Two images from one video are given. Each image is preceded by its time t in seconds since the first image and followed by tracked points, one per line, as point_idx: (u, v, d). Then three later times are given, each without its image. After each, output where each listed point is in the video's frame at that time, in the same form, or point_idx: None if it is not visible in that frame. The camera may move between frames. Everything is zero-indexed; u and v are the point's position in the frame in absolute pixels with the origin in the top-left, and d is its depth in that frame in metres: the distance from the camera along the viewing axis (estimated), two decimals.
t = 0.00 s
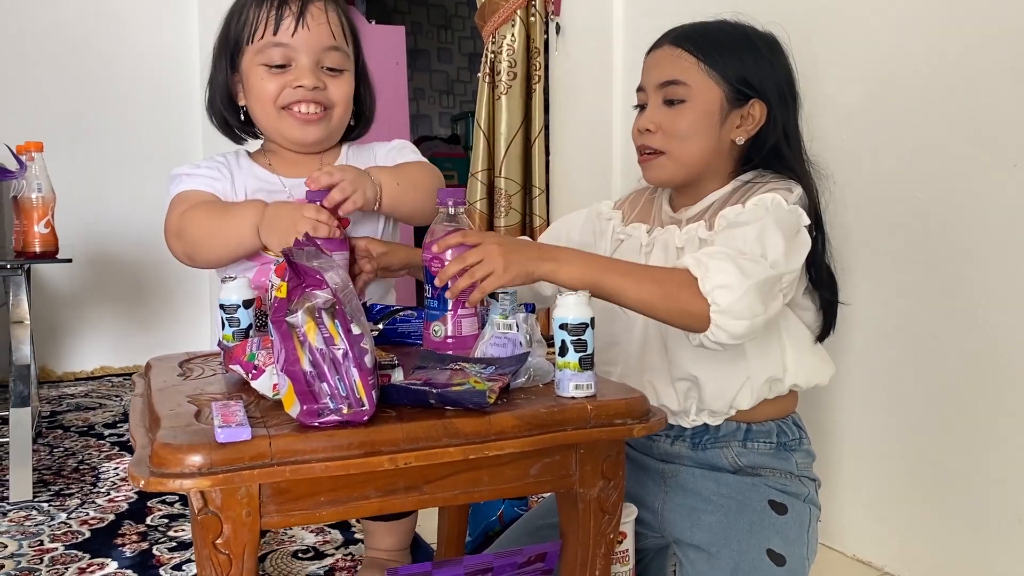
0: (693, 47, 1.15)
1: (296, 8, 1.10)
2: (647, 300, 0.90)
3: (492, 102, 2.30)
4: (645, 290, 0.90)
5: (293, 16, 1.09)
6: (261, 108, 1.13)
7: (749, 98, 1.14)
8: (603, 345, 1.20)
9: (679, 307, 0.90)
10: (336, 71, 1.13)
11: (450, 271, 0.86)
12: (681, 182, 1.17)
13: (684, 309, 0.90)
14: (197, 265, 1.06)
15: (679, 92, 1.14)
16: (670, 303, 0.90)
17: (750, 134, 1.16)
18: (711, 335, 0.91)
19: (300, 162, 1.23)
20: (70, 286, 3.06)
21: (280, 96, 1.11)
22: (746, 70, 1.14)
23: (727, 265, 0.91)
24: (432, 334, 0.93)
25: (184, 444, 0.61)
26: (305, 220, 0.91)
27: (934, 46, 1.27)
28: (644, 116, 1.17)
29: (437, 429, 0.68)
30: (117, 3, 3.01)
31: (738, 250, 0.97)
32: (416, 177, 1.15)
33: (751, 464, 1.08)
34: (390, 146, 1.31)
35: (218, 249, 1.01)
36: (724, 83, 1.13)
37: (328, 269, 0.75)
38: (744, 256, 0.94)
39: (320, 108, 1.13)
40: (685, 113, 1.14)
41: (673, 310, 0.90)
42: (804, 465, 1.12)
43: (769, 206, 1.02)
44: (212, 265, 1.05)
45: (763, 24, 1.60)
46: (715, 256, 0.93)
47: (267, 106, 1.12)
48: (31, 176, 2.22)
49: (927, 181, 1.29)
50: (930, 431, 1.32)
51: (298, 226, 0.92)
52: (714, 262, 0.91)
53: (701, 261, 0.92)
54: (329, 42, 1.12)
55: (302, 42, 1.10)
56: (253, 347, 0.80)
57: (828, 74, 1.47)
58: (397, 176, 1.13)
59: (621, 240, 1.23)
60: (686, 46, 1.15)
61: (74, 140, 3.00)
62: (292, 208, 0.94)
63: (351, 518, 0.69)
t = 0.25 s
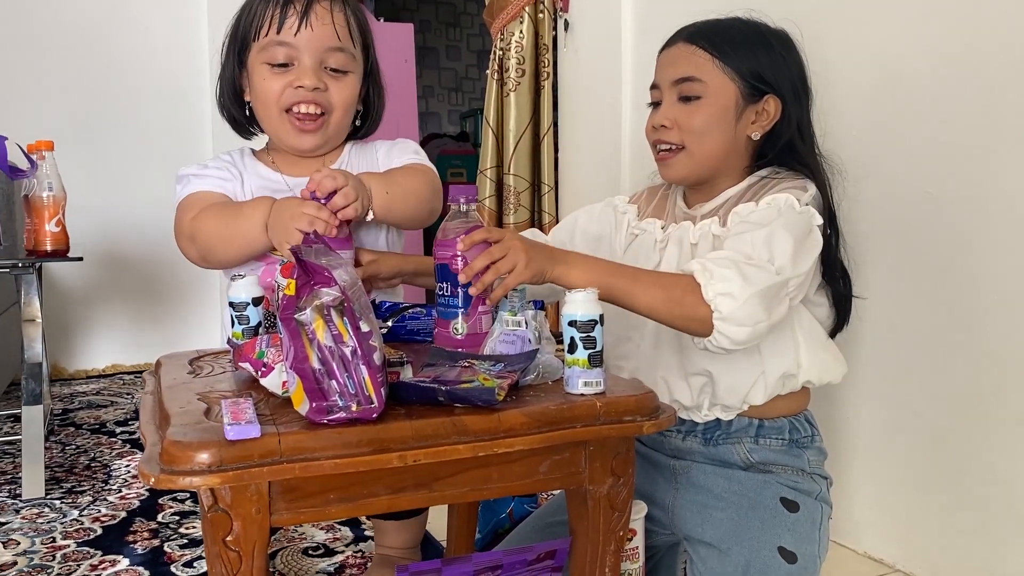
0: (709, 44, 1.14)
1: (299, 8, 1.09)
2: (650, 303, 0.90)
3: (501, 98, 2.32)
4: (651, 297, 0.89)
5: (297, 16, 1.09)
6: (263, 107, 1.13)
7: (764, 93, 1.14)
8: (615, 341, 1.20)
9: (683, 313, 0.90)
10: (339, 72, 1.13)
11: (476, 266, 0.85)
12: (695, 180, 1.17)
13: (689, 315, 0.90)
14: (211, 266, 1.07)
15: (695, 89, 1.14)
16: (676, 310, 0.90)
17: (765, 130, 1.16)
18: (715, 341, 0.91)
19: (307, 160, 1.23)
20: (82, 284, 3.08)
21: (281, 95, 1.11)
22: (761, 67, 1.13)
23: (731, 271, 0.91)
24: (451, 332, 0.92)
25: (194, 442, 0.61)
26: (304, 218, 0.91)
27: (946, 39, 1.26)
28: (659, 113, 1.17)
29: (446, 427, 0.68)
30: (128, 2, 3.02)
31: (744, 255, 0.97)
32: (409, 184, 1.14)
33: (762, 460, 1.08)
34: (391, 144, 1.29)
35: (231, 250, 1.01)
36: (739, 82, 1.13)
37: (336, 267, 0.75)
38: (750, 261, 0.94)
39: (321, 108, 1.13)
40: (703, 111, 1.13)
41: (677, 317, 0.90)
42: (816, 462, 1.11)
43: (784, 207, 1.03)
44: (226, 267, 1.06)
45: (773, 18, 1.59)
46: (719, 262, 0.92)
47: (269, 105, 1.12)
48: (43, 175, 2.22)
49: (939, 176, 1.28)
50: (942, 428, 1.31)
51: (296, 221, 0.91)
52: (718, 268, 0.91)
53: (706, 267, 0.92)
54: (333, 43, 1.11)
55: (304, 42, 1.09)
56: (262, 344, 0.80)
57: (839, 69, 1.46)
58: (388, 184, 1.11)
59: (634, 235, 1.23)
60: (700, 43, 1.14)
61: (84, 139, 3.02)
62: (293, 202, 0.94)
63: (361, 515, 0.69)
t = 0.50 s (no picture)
0: (731, 41, 1.14)
1: (298, 4, 1.10)
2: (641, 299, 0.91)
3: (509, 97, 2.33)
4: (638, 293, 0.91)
5: (297, 12, 1.10)
6: (269, 106, 1.13)
7: (784, 93, 1.14)
8: (625, 337, 1.21)
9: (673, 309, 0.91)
10: (343, 67, 1.13)
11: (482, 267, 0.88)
12: (715, 177, 1.16)
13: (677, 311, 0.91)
14: (223, 269, 1.07)
15: (718, 86, 1.13)
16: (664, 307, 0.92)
17: (783, 130, 1.15)
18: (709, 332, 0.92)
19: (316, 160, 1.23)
20: (93, 283, 3.10)
21: (287, 93, 1.11)
22: (781, 67, 1.14)
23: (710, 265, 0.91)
24: (460, 331, 0.93)
25: (206, 440, 0.62)
26: (309, 219, 0.90)
27: (957, 35, 1.26)
28: (679, 108, 1.16)
29: (457, 424, 0.68)
30: (138, 3, 3.04)
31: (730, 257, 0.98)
32: (427, 179, 1.15)
33: (772, 457, 1.08)
34: (402, 141, 1.30)
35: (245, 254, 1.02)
36: (761, 80, 1.13)
37: (347, 266, 0.75)
38: (737, 255, 0.94)
39: (327, 103, 1.13)
40: (724, 108, 1.13)
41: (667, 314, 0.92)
42: (826, 460, 1.11)
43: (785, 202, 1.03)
44: (238, 269, 1.06)
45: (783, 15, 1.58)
46: (705, 257, 0.93)
47: (275, 104, 1.12)
48: (54, 175, 2.24)
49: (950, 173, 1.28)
50: (954, 426, 1.30)
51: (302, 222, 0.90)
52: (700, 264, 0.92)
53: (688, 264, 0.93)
54: (333, 37, 1.12)
55: (306, 38, 1.10)
56: (273, 342, 0.80)
57: (849, 65, 1.45)
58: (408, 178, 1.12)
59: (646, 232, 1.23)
60: (723, 40, 1.14)
61: (96, 139, 3.03)
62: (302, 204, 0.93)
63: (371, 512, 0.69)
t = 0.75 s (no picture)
0: (749, 46, 1.15)
1: (308, 8, 1.11)
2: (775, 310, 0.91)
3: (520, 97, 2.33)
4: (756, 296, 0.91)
5: (307, 16, 1.11)
6: (281, 112, 1.14)
7: (795, 102, 1.15)
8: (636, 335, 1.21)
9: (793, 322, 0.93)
10: (353, 70, 1.14)
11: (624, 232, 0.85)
12: (726, 178, 1.17)
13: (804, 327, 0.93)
14: (235, 270, 1.08)
15: (736, 89, 1.14)
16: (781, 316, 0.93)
17: (792, 137, 1.17)
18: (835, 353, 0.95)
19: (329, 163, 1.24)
20: (107, 284, 3.13)
21: (298, 98, 1.12)
22: (795, 76, 1.15)
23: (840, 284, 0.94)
24: (474, 331, 0.93)
25: (225, 440, 0.63)
26: (324, 222, 0.91)
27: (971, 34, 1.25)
28: (695, 109, 1.16)
29: (473, 425, 0.68)
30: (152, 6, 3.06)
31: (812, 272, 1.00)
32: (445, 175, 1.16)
33: (786, 454, 1.08)
34: (414, 142, 1.31)
35: (256, 258, 1.03)
36: (777, 85, 1.14)
37: (364, 268, 0.76)
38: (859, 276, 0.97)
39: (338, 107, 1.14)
40: (742, 111, 1.13)
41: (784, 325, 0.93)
42: (839, 458, 1.11)
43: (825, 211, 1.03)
44: (250, 271, 1.06)
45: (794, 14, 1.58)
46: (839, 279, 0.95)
47: (287, 109, 1.13)
48: (70, 176, 2.25)
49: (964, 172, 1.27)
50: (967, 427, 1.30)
51: (317, 227, 0.91)
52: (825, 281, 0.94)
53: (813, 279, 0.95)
54: (344, 41, 1.13)
55: (316, 42, 1.11)
56: (290, 343, 0.81)
57: (862, 66, 1.45)
58: (430, 178, 1.13)
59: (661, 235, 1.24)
60: (742, 46, 1.15)
61: (110, 141, 3.06)
62: (315, 208, 0.93)
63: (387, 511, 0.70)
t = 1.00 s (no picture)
0: (755, 46, 1.17)
1: (327, 7, 1.12)
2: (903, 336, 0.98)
3: (531, 96, 2.34)
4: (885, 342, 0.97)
5: (326, 15, 1.12)
6: (300, 111, 1.16)
7: (800, 101, 1.17)
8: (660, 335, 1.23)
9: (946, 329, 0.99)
10: (371, 68, 1.15)
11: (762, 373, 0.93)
12: (735, 176, 1.17)
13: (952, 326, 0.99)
14: (253, 269, 1.10)
15: (745, 88, 1.15)
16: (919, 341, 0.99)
17: (798, 136, 1.18)
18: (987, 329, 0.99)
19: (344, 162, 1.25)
20: (121, 283, 3.15)
21: (318, 96, 1.13)
22: (799, 74, 1.17)
23: (941, 276, 0.99)
24: (488, 328, 0.93)
25: (245, 433, 0.63)
26: (338, 219, 0.91)
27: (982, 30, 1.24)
28: (706, 109, 1.17)
29: (488, 419, 0.69)
30: (164, 7, 3.08)
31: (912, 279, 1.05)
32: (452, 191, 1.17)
33: (811, 446, 1.08)
34: (430, 147, 1.32)
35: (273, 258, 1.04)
36: (782, 83, 1.16)
37: (381, 262, 0.77)
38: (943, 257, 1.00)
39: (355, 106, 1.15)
40: (750, 108, 1.14)
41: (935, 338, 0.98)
42: (859, 452, 1.12)
43: (865, 207, 1.05)
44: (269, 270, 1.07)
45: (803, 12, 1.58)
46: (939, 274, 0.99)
47: (306, 107, 1.14)
48: (84, 176, 2.28)
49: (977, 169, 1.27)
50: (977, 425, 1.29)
51: (330, 226, 0.92)
52: (933, 280, 0.99)
53: (921, 289, 1.00)
54: (362, 38, 1.14)
55: (334, 40, 1.12)
56: (307, 338, 0.82)
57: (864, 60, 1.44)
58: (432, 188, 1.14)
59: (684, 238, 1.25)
60: (747, 47, 1.17)
61: (123, 142, 3.08)
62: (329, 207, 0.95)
63: (404, 504, 0.70)
